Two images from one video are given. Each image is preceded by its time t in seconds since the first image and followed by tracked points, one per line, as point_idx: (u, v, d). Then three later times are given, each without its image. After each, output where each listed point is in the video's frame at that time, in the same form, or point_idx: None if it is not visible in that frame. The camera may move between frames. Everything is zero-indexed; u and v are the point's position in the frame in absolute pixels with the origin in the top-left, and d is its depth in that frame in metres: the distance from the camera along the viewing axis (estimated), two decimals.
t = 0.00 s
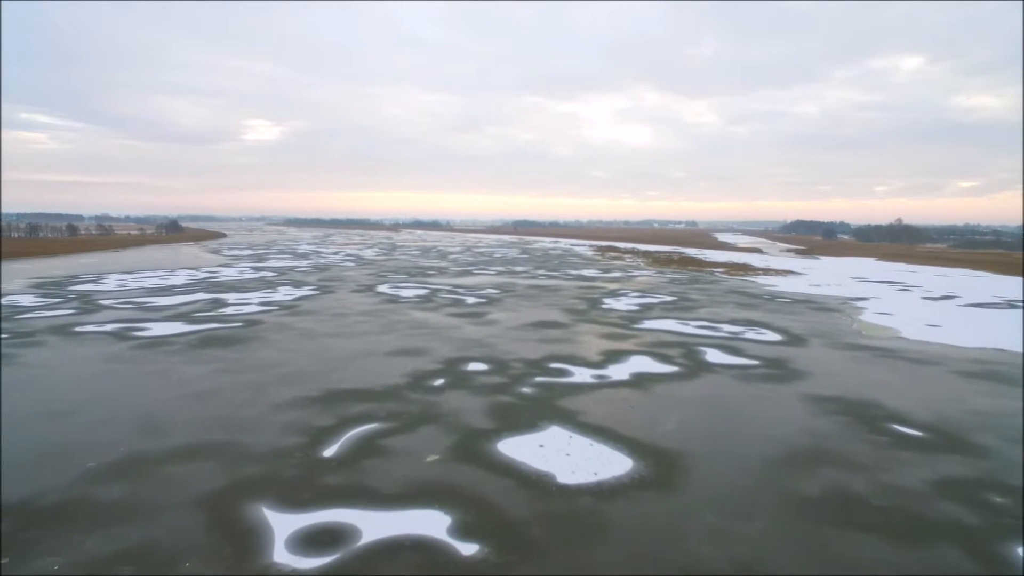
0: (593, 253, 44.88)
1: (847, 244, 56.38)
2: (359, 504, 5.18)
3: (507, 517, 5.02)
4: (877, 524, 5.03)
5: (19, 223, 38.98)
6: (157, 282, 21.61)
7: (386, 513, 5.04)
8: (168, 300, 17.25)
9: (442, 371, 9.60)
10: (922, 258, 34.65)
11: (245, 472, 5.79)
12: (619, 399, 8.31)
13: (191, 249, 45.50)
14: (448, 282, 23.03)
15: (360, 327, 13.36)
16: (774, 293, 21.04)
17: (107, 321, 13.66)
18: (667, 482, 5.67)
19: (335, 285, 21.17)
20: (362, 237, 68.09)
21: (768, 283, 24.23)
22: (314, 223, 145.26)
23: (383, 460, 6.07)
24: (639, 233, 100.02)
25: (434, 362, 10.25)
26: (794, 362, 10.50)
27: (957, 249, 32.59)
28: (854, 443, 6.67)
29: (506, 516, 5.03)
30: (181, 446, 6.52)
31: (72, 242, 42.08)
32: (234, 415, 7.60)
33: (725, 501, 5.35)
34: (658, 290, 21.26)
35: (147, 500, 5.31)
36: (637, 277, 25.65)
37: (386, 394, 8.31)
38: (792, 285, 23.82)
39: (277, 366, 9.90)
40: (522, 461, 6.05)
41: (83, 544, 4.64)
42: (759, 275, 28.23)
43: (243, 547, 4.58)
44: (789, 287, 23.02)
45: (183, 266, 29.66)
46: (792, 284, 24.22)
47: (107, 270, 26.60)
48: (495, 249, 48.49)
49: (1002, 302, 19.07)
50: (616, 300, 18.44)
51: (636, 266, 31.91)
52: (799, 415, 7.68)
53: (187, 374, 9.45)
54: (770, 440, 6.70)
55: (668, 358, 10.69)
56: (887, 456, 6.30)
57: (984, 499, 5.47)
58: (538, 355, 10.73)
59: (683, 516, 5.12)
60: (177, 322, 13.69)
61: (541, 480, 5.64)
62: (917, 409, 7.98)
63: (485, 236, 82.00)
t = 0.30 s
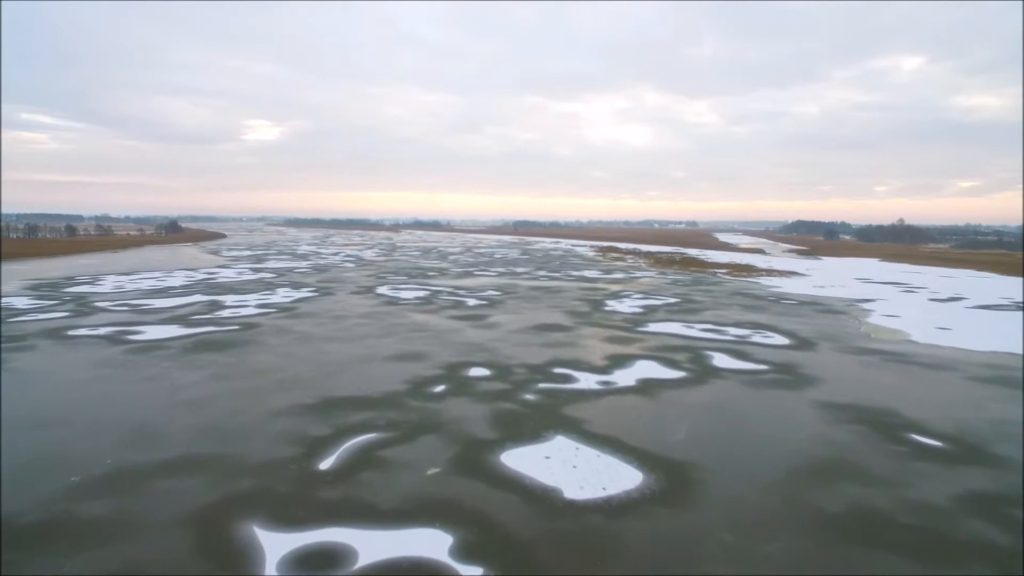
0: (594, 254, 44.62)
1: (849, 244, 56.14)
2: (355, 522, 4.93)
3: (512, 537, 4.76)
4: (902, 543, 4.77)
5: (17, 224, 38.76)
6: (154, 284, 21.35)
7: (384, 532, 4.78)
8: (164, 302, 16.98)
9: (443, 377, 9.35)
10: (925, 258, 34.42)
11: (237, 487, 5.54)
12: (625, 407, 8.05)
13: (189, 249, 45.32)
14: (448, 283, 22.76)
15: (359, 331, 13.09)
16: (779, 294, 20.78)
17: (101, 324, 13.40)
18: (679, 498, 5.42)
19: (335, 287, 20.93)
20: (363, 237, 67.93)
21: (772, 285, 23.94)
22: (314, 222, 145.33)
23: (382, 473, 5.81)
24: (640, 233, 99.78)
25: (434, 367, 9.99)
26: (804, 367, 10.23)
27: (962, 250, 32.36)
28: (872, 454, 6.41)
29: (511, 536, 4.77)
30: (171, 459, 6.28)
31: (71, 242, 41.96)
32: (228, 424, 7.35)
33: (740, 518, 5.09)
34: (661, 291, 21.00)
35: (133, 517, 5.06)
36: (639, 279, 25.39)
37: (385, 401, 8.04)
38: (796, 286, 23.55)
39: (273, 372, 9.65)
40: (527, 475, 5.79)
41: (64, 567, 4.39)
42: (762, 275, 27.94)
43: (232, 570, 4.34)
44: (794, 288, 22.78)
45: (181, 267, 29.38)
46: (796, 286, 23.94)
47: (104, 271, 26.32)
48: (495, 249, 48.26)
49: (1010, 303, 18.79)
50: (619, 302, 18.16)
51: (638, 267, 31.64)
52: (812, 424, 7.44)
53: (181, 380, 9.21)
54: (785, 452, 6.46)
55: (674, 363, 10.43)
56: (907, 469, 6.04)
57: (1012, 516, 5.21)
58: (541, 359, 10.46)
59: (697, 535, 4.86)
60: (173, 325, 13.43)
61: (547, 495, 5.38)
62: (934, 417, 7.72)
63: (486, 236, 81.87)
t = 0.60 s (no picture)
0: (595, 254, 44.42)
1: (851, 244, 55.99)
2: (350, 540, 4.68)
3: (516, 557, 4.51)
4: (927, 563, 4.53)
5: (15, 223, 38.58)
6: (151, 285, 21.11)
7: (381, 552, 4.53)
8: (161, 304, 16.73)
9: (444, 382, 9.09)
10: (929, 258, 34.19)
11: (227, 503, 5.30)
12: (632, 415, 7.79)
13: (189, 250, 45.11)
14: (449, 285, 22.49)
15: (357, 334, 12.83)
16: (784, 295, 20.52)
17: (96, 327, 13.16)
18: (691, 513, 5.16)
19: (334, 288, 20.66)
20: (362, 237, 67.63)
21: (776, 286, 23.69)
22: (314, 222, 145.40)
23: (380, 487, 5.56)
24: (640, 233, 99.59)
25: (435, 372, 9.73)
26: (814, 372, 9.97)
27: (965, 249, 32.13)
28: (892, 466, 6.17)
29: (515, 556, 4.52)
30: (161, 472, 6.03)
31: (70, 242, 41.89)
32: (221, 433, 7.11)
33: (755, 536, 4.85)
34: (664, 293, 20.72)
35: (117, 535, 4.83)
36: (641, 280, 25.11)
37: (384, 409, 7.79)
38: (800, 288, 23.29)
39: (269, 377, 9.40)
40: (531, 488, 5.54)
41: None
42: (766, 276, 27.67)
43: None
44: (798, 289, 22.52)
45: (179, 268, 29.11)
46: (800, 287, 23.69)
47: (101, 272, 26.05)
48: (496, 249, 48.11)
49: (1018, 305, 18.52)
50: (622, 304, 17.90)
51: (640, 267, 31.37)
52: (826, 432, 7.19)
53: (174, 386, 8.96)
54: (801, 463, 6.21)
55: (681, 368, 10.17)
56: (929, 483, 5.78)
57: None
58: (544, 364, 10.20)
59: (710, 554, 4.61)
60: (168, 328, 13.17)
61: (552, 511, 5.13)
62: (952, 426, 7.46)
63: (486, 236, 81.53)
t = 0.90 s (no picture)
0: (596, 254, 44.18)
1: (853, 245, 55.74)
2: (349, 563, 4.45)
3: None
4: None
5: (13, 223, 38.37)
6: (148, 287, 20.83)
7: None
8: (157, 307, 16.48)
9: (445, 389, 8.83)
10: (934, 259, 33.93)
11: (220, 522, 5.07)
12: (640, 423, 7.55)
13: (188, 249, 44.99)
14: (449, 286, 22.23)
15: (357, 337, 12.59)
16: (789, 297, 20.26)
17: (90, 330, 12.89)
18: (707, 532, 4.93)
19: (333, 290, 20.39)
20: (363, 237, 67.45)
21: (780, 287, 23.41)
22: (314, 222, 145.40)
23: (379, 502, 5.31)
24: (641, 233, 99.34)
25: (436, 377, 9.48)
26: (825, 378, 9.72)
27: (971, 250, 31.86)
28: (913, 483, 5.93)
29: None
30: (151, 487, 5.80)
31: (69, 242, 41.71)
32: (215, 444, 6.87)
33: (776, 557, 4.61)
34: (667, 294, 20.47)
35: (104, 559, 4.60)
36: (644, 281, 24.86)
37: (383, 417, 7.54)
38: (805, 289, 23.03)
39: (265, 384, 9.16)
40: (538, 504, 5.29)
41: None
42: (770, 277, 27.39)
43: None
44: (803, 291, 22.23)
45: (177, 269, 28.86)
46: (805, 288, 23.42)
47: (98, 273, 25.80)
48: (497, 250, 47.91)
49: None
50: (625, 306, 17.64)
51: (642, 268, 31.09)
52: (842, 443, 6.96)
53: (168, 394, 8.72)
54: (818, 479, 5.98)
55: (688, 373, 9.91)
56: (954, 501, 5.54)
57: None
58: (548, 369, 9.93)
59: None
60: (163, 331, 12.92)
61: (561, 529, 4.89)
62: (972, 436, 7.21)
63: (487, 236, 81.26)
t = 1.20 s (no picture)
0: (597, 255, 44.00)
1: (854, 245, 55.57)
2: None
3: None
4: None
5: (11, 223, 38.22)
6: (145, 288, 20.60)
7: None
8: (153, 308, 16.23)
9: (446, 395, 8.58)
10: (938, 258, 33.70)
11: (210, 540, 4.83)
12: (648, 432, 7.29)
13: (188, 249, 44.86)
14: (449, 287, 21.99)
15: (356, 340, 12.34)
16: (794, 299, 20.02)
17: (84, 333, 12.65)
18: (724, 552, 4.69)
19: (332, 291, 20.13)
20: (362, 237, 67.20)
21: (784, 288, 23.17)
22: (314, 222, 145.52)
23: (377, 519, 5.06)
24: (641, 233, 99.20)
25: (437, 382, 9.22)
26: (836, 383, 9.46)
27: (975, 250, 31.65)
28: (935, 499, 5.70)
29: None
30: (139, 502, 5.54)
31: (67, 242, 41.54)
32: (208, 454, 6.63)
33: None
34: (670, 296, 20.23)
35: None
36: (646, 282, 24.63)
37: (382, 426, 7.28)
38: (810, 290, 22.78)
39: (262, 389, 8.91)
40: (545, 521, 5.04)
41: None
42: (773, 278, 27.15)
43: None
44: (809, 292, 21.96)
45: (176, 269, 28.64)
46: (810, 289, 23.18)
47: (96, 274, 25.58)
48: (497, 250, 47.80)
49: None
50: (628, 308, 17.38)
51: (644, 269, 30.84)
52: (858, 454, 6.72)
53: (161, 399, 8.48)
54: (835, 495, 5.75)
55: (696, 378, 9.65)
56: (980, 517, 5.30)
57: None
58: (552, 375, 9.66)
59: None
60: (158, 334, 12.67)
61: (569, 549, 4.63)
62: (993, 446, 6.96)
63: (487, 236, 81.02)
